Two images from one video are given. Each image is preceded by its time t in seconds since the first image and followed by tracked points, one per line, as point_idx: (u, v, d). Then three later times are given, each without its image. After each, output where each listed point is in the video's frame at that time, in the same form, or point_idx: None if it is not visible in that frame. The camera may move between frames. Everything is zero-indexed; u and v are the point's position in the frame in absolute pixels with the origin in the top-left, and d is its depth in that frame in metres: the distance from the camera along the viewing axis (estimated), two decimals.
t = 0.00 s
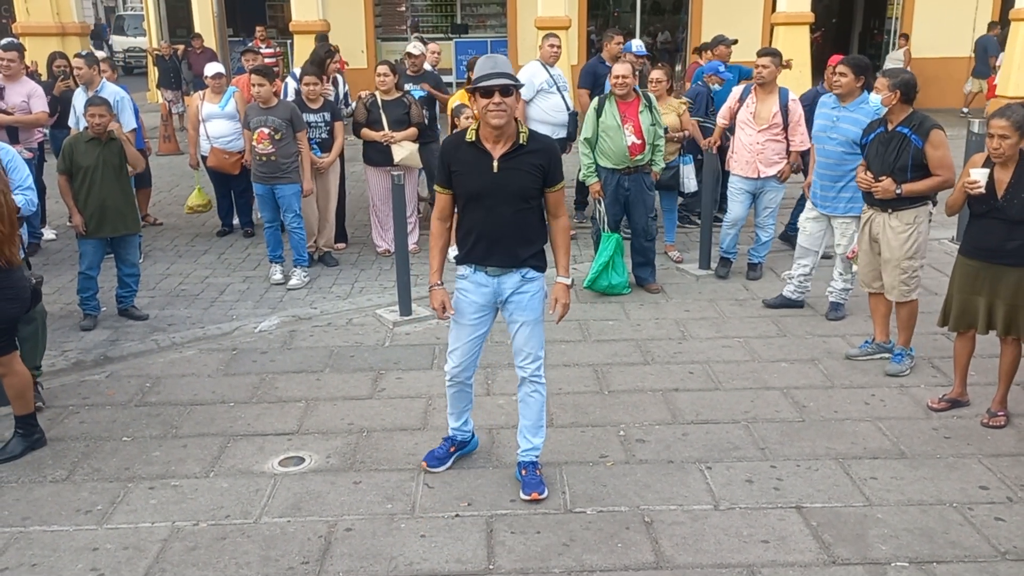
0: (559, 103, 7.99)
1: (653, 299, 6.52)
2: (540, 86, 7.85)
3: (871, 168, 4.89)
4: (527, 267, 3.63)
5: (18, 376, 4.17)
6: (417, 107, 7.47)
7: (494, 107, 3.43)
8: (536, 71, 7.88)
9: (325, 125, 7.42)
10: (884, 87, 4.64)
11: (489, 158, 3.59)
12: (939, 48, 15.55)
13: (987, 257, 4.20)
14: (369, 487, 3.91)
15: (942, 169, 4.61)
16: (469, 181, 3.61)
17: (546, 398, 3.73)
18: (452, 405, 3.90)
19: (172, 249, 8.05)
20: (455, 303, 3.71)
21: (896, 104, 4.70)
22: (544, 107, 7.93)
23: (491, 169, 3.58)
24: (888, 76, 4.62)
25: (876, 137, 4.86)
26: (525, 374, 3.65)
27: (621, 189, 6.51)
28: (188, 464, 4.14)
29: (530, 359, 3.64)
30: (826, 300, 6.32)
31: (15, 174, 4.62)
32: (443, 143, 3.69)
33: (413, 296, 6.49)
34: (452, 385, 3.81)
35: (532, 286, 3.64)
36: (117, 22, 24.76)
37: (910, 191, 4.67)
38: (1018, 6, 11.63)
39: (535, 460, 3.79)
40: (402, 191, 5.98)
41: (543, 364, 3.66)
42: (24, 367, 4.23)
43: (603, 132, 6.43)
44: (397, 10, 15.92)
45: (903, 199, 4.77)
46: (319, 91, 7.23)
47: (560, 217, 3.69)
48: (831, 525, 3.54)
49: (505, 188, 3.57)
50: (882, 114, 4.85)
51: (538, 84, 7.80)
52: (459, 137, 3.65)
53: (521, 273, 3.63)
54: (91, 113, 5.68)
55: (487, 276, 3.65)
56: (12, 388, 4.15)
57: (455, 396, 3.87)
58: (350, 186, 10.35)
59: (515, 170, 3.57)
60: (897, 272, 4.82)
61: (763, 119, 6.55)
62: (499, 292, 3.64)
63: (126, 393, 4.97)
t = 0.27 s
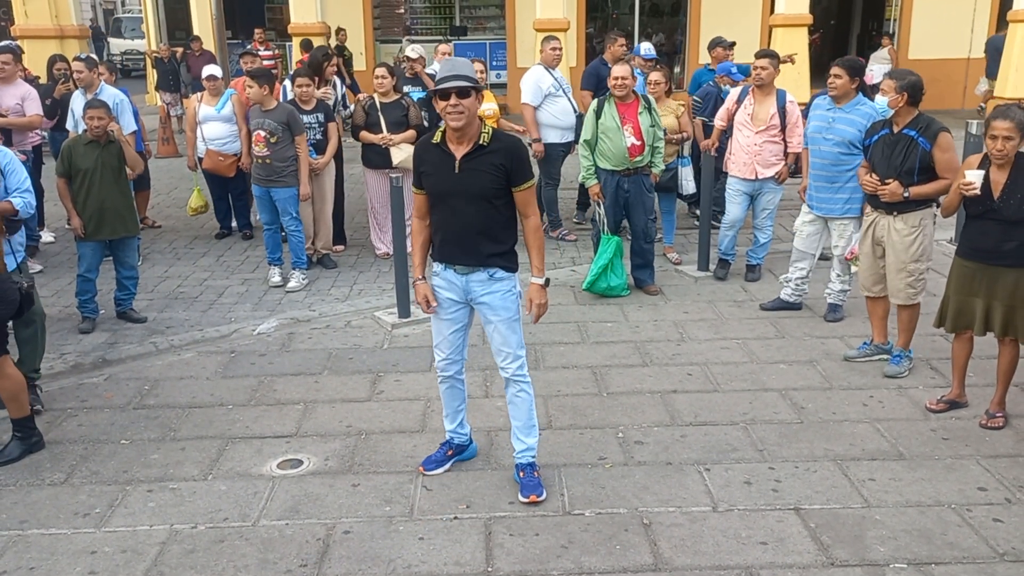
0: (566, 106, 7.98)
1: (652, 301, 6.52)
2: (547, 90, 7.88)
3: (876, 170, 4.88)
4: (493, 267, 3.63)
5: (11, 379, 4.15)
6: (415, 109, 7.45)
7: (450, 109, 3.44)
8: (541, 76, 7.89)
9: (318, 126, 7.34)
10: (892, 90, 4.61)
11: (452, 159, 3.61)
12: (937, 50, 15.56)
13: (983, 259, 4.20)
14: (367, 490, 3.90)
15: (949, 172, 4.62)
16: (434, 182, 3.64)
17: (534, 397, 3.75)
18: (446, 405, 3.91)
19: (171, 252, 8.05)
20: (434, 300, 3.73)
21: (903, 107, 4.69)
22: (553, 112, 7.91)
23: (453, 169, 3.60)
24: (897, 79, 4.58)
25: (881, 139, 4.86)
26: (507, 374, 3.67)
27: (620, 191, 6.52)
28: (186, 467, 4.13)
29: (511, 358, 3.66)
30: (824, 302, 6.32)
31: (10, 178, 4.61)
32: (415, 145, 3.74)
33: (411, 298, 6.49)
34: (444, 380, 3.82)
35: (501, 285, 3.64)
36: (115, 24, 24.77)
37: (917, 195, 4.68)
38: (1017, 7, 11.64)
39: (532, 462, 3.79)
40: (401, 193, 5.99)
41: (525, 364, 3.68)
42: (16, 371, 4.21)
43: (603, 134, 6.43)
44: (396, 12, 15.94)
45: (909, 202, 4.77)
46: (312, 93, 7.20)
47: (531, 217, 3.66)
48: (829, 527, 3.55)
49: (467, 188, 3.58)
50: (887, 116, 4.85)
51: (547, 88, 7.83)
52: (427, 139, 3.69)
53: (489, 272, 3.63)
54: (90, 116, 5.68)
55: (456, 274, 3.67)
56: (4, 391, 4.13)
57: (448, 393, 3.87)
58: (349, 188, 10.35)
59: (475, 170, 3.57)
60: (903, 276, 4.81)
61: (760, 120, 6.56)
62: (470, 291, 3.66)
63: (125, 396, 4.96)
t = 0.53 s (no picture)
0: (576, 109, 8.03)
1: (651, 303, 6.52)
2: (557, 94, 7.86)
3: (883, 174, 4.87)
4: (468, 265, 3.62)
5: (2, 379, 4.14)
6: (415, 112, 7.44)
7: (426, 112, 3.44)
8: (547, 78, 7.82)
9: (314, 129, 7.33)
10: (907, 94, 4.56)
11: (428, 159, 3.63)
12: (936, 51, 15.57)
13: (982, 260, 4.20)
14: (367, 492, 3.90)
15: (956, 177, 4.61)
16: (411, 182, 3.68)
17: (522, 398, 3.71)
18: (442, 405, 3.91)
19: (170, 254, 8.05)
20: (417, 299, 3.75)
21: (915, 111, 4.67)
22: (561, 116, 7.97)
23: (428, 169, 3.62)
24: (910, 82, 4.52)
25: (889, 143, 4.85)
26: (490, 375, 3.64)
27: (620, 192, 6.52)
28: (186, 470, 4.13)
29: (493, 359, 3.63)
30: (823, 303, 6.32)
31: (13, 179, 4.62)
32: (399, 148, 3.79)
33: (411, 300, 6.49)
34: (438, 380, 3.82)
35: (476, 284, 3.63)
36: (113, 27, 24.78)
37: (926, 199, 4.67)
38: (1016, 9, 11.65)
39: (526, 463, 3.78)
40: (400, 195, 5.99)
41: (507, 365, 3.64)
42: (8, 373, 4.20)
43: (602, 136, 6.44)
44: (395, 15, 15.95)
45: (917, 207, 4.76)
46: (306, 95, 7.18)
47: (504, 215, 3.60)
48: (829, 528, 3.55)
49: (440, 187, 3.59)
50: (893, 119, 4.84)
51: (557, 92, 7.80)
52: (407, 140, 3.72)
53: (467, 271, 3.63)
54: (90, 119, 5.67)
55: (436, 273, 3.67)
56: None
57: (443, 393, 3.86)
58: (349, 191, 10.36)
59: (447, 169, 3.57)
60: (911, 279, 4.80)
61: (758, 122, 6.57)
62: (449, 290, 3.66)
63: (124, 399, 4.96)
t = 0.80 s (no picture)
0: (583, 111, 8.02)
1: (653, 304, 6.52)
2: (565, 96, 7.86)
3: (885, 175, 4.86)
4: (465, 264, 3.62)
5: None
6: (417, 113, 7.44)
7: (425, 111, 3.44)
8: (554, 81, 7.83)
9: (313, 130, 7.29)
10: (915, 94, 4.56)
11: (424, 160, 3.62)
12: (937, 52, 15.57)
13: (985, 260, 4.20)
14: (369, 493, 3.90)
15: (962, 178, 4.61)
16: (408, 183, 3.66)
17: (510, 401, 3.72)
18: (444, 406, 3.90)
19: (172, 256, 8.05)
20: (416, 301, 3.74)
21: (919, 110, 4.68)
22: (569, 119, 7.95)
23: (425, 169, 3.60)
24: (923, 81, 4.54)
25: (891, 144, 4.84)
26: (480, 378, 3.63)
27: (621, 194, 6.52)
28: (188, 471, 4.13)
29: (484, 362, 3.62)
30: (825, 305, 6.32)
31: (15, 180, 4.61)
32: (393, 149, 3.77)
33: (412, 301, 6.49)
34: (440, 380, 3.81)
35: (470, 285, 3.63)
36: (114, 29, 24.81)
37: (932, 200, 4.66)
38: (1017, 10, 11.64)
39: (509, 465, 3.80)
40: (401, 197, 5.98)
41: (498, 368, 3.63)
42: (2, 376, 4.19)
43: (603, 137, 6.44)
44: (396, 16, 15.95)
45: (922, 208, 4.75)
46: (305, 97, 7.19)
47: (499, 214, 3.60)
48: (832, 530, 3.54)
49: (438, 186, 3.58)
50: (896, 120, 4.84)
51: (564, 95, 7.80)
52: (401, 142, 3.71)
53: (466, 270, 3.63)
54: (91, 120, 5.67)
55: (434, 274, 3.66)
56: None
57: (446, 393, 3.85)
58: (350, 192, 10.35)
59: (445, 169, 3.56)
60: (915, 280, 4.79)
61: (760, 123, 6.57)
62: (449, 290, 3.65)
63: (126, 400, 4.96)
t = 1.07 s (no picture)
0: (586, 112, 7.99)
1: (654, 306, 6.52)
2: (568, 97, 7.86)
3: (878, 175, 4.86)
4: (475, 266, 3.62)
5: None
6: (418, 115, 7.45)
7: (434, 112, 3.43)
8: (558, 82, 7.87)
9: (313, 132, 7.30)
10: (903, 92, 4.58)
11: (430, 164, 3.60)
12: (937, 54, 15.57)
13: (985, 261, 4.20)
14: (371, 495, 3.90)
15: (954, 177, 4.63)
16: (414, 188, 3.64)
17: (510, 404, 3.70)
18: (447, 407, 3.90)
19: (173, 257, 8.05)
20: (422, 303, 3.72)
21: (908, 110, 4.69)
22: (571, 120, 7.93)
23: (432, 174, 3.60)
24: (916, 81, 4.54)
25: (882, 144, 4.85)
26: (484, 379, 3.61)
27: (621, 195, 6.52)
28: (190, 473, 4.13)
29: (488, 363, 3.60)
30: (826, 306, 6.32)
31: (16, 183, 4.60)
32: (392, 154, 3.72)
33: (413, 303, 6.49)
34: (444, 381, 3.79)
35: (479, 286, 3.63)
36: (114, 31, 24.81)
37: (926, 199, 4.67)
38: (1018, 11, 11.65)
39: (505, 472, 3.74)
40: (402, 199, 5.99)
41: (501, 369, 3.62)
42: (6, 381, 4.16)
43: (604, 138, 6.45)
44: (396, 17, 15.96)
45: (915, 207, 4.76)
46: (305, 99, 7.22)
47: (502, 218, 3.61)
48: (835, 532, 3.54)
49: (447, 191, 3.58)
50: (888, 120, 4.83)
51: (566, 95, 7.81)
52: (404, 146, 3.68)
53: (475, 272, 3.63)
54: (92, 121, 5.68)
55: (442, 277, 3.64)
56: None
57: (450, 395, 3.85)
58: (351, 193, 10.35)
59: (452, 173, 3.57)
60: (908, 279, 4.79)
61: (761, 125, 6.57)
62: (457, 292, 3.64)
63: (128, 401, 4.96)
